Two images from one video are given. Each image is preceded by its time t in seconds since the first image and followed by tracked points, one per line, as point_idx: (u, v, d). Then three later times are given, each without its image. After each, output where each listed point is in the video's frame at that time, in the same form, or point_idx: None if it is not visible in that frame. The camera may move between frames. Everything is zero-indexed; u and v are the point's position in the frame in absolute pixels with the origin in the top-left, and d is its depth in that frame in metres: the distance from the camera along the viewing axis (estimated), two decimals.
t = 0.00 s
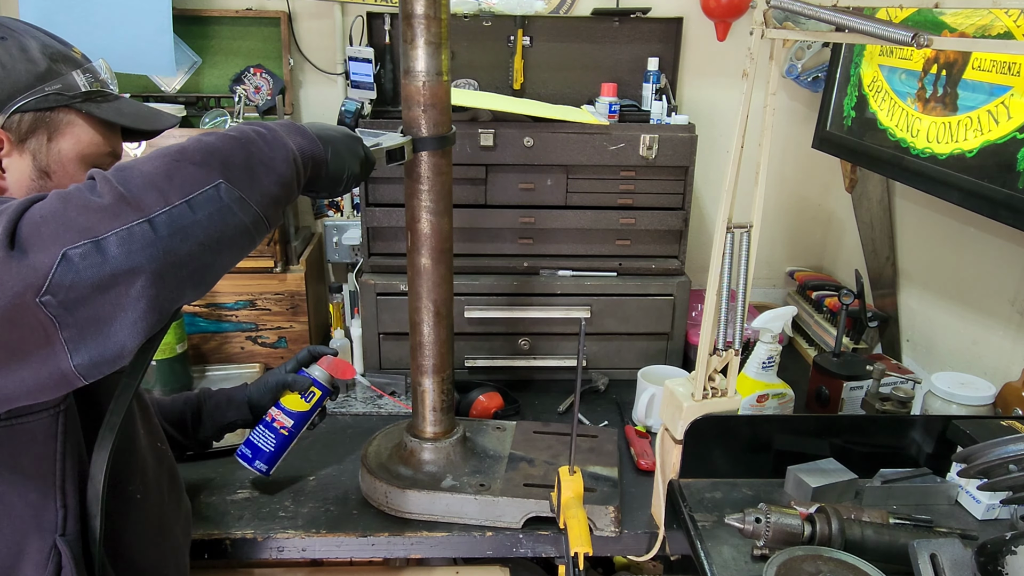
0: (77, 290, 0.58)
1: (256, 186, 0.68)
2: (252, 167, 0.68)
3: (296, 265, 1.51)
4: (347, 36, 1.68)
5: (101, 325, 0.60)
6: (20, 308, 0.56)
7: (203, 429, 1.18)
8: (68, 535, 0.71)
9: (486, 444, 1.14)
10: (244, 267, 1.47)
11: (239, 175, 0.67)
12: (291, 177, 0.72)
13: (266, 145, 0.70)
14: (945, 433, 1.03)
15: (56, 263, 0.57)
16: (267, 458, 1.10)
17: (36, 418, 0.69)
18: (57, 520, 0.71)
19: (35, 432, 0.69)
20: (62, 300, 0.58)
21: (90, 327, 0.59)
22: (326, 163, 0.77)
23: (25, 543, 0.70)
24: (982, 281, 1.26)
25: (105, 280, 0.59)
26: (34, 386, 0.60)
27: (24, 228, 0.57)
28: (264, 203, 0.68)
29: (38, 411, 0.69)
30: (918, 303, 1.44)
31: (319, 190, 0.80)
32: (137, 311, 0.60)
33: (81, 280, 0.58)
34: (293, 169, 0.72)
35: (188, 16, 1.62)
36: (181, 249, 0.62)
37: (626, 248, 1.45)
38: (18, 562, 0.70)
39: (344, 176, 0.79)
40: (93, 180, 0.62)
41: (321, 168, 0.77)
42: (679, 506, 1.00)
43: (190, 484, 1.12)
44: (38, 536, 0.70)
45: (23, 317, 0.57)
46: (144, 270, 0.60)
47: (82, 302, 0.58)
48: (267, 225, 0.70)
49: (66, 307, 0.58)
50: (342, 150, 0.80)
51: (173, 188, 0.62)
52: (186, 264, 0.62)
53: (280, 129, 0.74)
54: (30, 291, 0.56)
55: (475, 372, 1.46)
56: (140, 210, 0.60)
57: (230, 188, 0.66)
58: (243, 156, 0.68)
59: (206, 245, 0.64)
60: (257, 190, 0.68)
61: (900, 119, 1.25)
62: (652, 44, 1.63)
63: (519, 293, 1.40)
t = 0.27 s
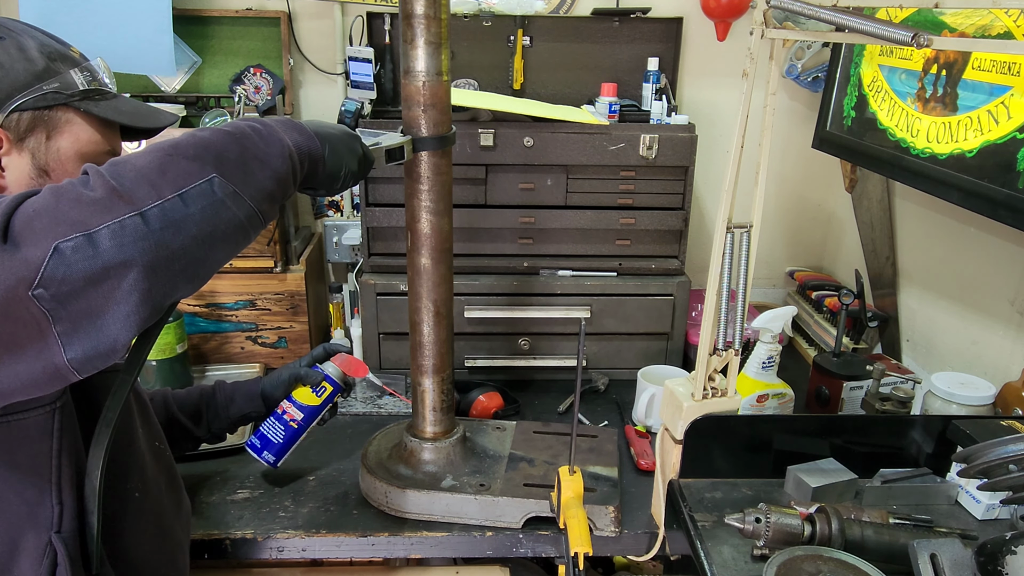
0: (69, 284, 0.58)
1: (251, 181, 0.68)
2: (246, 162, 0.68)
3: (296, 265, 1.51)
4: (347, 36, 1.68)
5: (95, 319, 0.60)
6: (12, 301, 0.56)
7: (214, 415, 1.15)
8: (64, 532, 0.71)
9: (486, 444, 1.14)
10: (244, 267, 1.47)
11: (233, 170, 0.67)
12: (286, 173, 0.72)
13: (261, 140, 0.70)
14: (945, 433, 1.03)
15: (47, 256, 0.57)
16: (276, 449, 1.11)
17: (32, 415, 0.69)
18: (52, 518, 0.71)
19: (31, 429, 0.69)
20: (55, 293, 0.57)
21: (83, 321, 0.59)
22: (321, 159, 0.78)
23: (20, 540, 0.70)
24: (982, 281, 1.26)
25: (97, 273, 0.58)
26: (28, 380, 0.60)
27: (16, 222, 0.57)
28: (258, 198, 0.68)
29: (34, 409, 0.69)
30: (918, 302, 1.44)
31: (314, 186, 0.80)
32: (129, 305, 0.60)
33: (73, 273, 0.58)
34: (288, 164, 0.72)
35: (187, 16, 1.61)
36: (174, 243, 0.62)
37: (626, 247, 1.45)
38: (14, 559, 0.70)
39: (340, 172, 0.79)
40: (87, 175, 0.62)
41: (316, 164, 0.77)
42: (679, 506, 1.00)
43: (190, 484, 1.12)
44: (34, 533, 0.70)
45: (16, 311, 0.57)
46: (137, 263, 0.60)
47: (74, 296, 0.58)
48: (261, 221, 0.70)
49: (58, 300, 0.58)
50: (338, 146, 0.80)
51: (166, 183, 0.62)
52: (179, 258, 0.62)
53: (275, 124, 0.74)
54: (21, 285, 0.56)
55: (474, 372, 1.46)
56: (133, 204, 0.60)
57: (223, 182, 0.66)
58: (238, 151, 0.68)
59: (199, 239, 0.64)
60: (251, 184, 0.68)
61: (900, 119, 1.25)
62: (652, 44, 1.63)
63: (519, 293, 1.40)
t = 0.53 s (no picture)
0: (66, 282, 0.58)
1: (248, 179, 0.68)
2: (244, 160, 0.68)
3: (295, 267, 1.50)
4: (347, 36, 1.68)
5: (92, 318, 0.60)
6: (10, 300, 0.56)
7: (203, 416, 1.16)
8: (61, 531, 0.71)
9: (486, 444, 1.14)
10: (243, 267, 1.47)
11: (231, 167, 0.67)
12: (284, 171, 0.72)
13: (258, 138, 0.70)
14: (945, 433, 1.03)
15: (44, 254, 0.57)
16: (260, 449, 1.11)
17: (30, 415, 0.69)
18: (50, 518, 0.71)
19: (28, 428, 0.69)
20: (52, 292, 0.57)
21: (80, 319, 0.59)
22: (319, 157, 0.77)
23: (17, 540, 0.70)
24: (982, 281, 1.26)
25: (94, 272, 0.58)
26: (25, 379, 0.60)
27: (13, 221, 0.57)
28: (256, 196, 0.68)
29: (32, 408, 0.69)
30: (918, 302, 1.44)
31: (313, 184, 0.79)
32: (126, 304, 0.60)
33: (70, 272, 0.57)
34: (287, 163, 0.72)
35: (187, 16, 1.62)
36: (171, 241, 0.62)
37: (626, 247, 1.45)
38: (11, 557, 0.70)
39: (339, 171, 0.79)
40: (84, 174, 0.62)
41: (315, 162, 0.77)
42: (679, 506, 1.00)
43: (190, 484, 1.12)
44: (31, 532, 0.70)
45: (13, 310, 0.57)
46: (134, 261, 0.60)
47: (72, 294, 0.58)
48: (259, 219, 0.70)
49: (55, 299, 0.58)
50: (337, 145, 0.80)
51: (163, 181, 0.62)
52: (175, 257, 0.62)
53: (273, 123, 0.74)
54: (19, 284, 0.56)
55: (474, 372, 1.46)
56: (130, 203, 0.60)
57: (221, 180, 0.66)
58: (235, 149, 0.68)
59: (197, 237, 0.64)
60: (249, 182, 0.68)
61: (900, 119, 1.25)
62: (652, 44, 1.63)
63: (518, 293, 1.40)
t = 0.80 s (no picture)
0: (67, 285, 0.58)
1: (249, 180, 0.68)
2: (244, 162, 0.68)
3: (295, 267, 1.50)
4: (347, 36, 1.68)
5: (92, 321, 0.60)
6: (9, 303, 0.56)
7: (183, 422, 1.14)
8: (60, 533, 0.71)
9: (486, 444, 1.14)
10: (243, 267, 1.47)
11: (232, 169, 0.67)
12: (284, 172, 0.72)
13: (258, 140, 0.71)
14: (944, 433, 1.03)
15: (45, 257, 0.57)
16: (251, 456, 1.11)
17: (29, 417, 0.69)
18: (49, 520, 0.71)
19: (28, 431, 0.69)
20: (52, 295, 0.57)
21: (81, 322, 0.59)
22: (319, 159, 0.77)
23: (17, 541, 0.70)
24: (982, 281, 1.26)
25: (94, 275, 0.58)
26: (25, 382, 0.60)
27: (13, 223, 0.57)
28: (256, 197, 0.68)
29: (31, 410, 0.69)
30: (918, 302, 1.44)
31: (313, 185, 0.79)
32: (127, 306, 0.60)
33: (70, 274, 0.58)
34: (287, 164, 0.72)
35: (187, 16, 1.61)
36: (172, 243, 0.62)
37: (626, 247, 1.45)
38: (11, 559, 0.70)
39: (339, 172, 0.79)
40: (84, 177, 0.62)
41: (315, 163, 0.77)
42: (679, 506, 1.00)
43: (190, 484, 1.12)
44: (30, 533, 0.70)
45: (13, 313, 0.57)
46: (135, 264, 0.60)
47: (72, 297, 0.58)
48: (259, 221, 0.70)
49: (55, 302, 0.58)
50: (337, 146, 0.80)
51: (164, 183, 0.63)
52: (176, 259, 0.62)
53: (273, 124, 0.74)
54: (19, 287, 0.56)
55: (475, 372, 1.46)
56: (130, 205, 0.61)
57: (222, 181, 0.66)
58: (236, 151, 0.68)
59: (197, 239, 0.64)
60: (250, 184, 0.68)
61: (900, 119, 1.25)
62: (652, 44, 1.63)
63: (519, 293, 1.40)
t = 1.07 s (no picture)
0: (68, 285, 0.58)
1: (250, 180, 0.68)
2: (245, 162, 0.68)
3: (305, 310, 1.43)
4: (347, 36, 1.68)
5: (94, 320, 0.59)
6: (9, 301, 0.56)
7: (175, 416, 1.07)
8: (59, 534, 0.71)
9: (486, 444, 1.14)
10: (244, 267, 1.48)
11: (233, 169, 0.67)
12: (283, 172, 0.72)
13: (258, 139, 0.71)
14: (944, 433, 1.03)
15: (46, 257, 0.57)
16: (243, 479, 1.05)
17: (28, 419, 0.69)
18: (51, 520, 0.71)
19: (27, 432, 0.70)
20: (54, 295, 0.57)
21: (82, 322, 0.59)
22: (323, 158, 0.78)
23: (15, 542, 0.70)
24: (982, 281, 1.26)
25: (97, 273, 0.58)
26: (25, 382, 0.60)
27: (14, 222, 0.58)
28: (257, 197, 0.69)
29: (31, 411, 0.69)
30: (918, 302, 1.44)
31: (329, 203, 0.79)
32: (129, 306, 0.60)
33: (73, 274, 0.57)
34: (287, 164, 0.72)
35: (187, 16, 1.62)
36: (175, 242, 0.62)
37: (626, 247, 1.45)
38: (8, 559, 0.70)
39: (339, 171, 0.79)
40: (85, 177, 0.62)
41: (316, 164, 0.78)
42: (679, 506, 1.00)
43: (190, 485, 1.12)
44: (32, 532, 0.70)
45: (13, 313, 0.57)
46: (137, 263, 0.60)
47: (74, 297, 0.58)
48: (260, 221, 0.70)
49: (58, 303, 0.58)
50: (338, 147, 0.80)
51: (165, 182, 0.63)
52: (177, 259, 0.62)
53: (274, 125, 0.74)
54: (20, 286, 0.56)
55: (475, 372, 1.46)
56: (131, 205, 0.61)
57: (224, 181, 0.66)
58: (236, 151, 0.68)
59: (199, 239, 0.64)
60: (252, 183, 0.68)
61: (900, 119, 1.25)
62: (652, 44, 1.63)
63: (519, 293, 1.40)
